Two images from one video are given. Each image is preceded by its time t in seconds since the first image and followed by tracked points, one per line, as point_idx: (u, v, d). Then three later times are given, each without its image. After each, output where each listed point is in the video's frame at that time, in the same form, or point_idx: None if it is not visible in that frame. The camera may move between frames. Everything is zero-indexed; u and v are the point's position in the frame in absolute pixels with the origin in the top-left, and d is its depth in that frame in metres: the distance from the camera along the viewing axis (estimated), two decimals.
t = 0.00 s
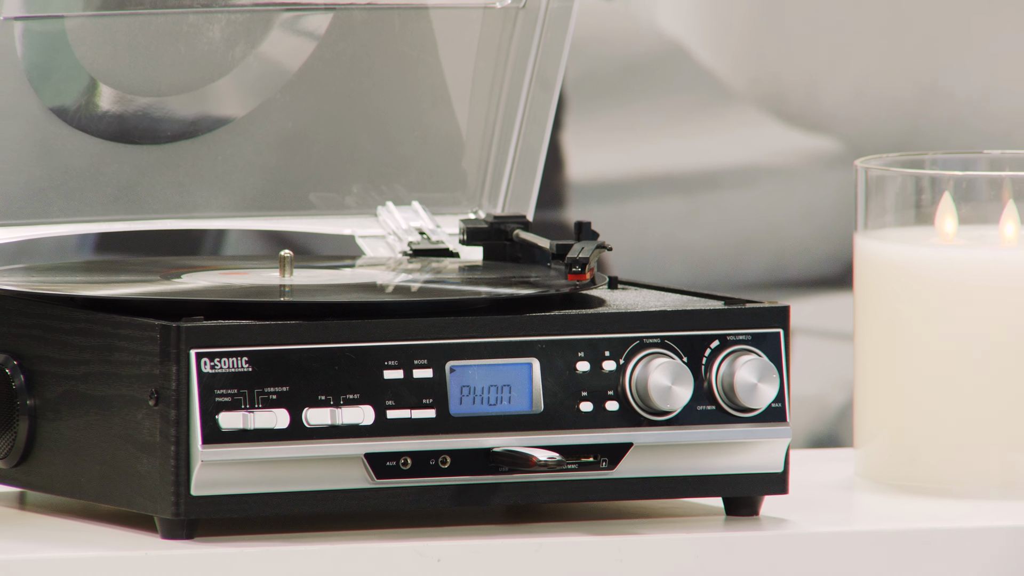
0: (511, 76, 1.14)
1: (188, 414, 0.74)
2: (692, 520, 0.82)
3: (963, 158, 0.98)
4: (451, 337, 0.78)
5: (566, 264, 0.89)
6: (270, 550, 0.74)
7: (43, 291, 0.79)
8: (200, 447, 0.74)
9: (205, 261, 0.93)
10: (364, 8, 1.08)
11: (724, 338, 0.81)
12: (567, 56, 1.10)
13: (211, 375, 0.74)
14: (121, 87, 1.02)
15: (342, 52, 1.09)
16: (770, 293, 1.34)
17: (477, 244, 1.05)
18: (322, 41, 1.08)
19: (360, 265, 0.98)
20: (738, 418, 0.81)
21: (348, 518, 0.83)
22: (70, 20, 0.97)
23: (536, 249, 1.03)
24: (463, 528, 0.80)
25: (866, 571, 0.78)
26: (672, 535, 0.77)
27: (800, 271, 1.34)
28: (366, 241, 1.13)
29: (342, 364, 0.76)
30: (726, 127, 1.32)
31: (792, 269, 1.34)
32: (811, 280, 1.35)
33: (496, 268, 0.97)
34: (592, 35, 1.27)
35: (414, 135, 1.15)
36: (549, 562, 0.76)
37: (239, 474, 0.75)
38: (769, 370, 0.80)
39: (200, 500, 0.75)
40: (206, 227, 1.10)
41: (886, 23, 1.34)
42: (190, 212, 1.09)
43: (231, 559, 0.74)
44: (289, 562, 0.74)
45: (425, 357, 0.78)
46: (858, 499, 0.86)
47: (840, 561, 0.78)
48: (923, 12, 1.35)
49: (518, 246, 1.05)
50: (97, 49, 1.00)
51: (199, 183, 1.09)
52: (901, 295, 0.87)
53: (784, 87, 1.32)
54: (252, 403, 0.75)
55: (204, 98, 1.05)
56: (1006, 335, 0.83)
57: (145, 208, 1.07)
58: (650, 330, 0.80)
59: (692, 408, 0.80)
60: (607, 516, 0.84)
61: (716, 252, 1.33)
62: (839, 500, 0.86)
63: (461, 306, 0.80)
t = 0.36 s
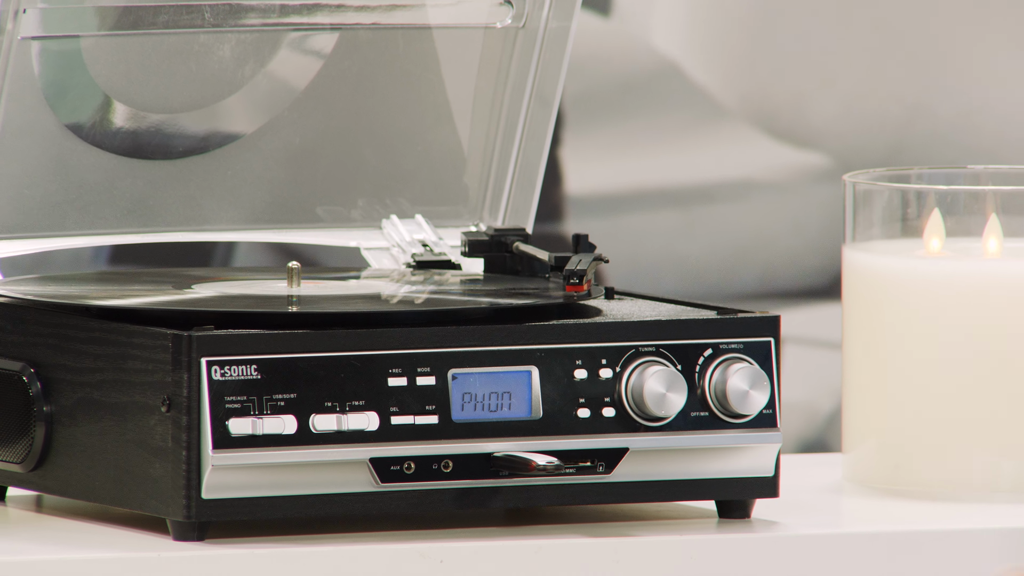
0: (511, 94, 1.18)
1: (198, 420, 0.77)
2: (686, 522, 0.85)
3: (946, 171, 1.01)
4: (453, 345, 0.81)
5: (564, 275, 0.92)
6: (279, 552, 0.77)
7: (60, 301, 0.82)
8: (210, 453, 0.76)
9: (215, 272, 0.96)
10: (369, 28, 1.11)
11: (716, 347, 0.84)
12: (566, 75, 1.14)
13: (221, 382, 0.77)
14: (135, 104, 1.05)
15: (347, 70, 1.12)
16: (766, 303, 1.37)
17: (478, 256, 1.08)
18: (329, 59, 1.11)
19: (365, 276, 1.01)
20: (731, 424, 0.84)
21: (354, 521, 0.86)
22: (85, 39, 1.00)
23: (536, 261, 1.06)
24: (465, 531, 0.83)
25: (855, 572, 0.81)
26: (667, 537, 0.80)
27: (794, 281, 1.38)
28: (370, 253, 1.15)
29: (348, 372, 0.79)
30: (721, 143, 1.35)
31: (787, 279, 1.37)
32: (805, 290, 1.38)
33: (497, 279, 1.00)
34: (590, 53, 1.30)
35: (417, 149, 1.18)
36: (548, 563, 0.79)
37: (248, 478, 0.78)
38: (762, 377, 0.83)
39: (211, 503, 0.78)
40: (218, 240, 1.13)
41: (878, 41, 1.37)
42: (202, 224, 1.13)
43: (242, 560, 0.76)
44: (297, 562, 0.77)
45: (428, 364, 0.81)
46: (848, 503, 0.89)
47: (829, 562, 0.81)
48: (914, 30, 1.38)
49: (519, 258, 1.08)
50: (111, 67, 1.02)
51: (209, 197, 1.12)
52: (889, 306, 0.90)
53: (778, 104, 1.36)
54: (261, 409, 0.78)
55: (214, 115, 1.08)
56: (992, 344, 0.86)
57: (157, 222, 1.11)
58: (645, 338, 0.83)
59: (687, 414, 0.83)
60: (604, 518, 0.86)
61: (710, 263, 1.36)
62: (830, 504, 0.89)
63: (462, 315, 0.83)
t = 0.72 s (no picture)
0: (512, 110, 1.21)
1: (209, 424, 0.79)
2: (680, 523, 0.88)
3: (932, 184, 1.04)
4: (455, 352, 0.84)
5: (563, 284, 0.94)
6: (287, 553, 0.80)
7: (75, 310, 0.85)
8: (220, 456, 0.79)
9: (224, 281, 0.99)
10: (374, 45, 1.14)
11: (710, 354, 0.87)
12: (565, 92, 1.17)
13: (231, 388, 0.80)
14: (148, 119, 1.08)
15: (353, 86, 1.15)
16: (760, 312, 1.40)
17: (480, 265, 1.12)
18: (336, 75, 1.14)
19: (369, 285, 1.04)
20: (724, 428, 0.87)
21: (357, 522, 0.88)
22: (100, 57, 1.03)
23: (535, 271, 1.09)
24: (466, 531, 0.85)
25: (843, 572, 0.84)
26: (663, 538, 0.83)
27: (788, 291, 1.41)
28: (375, 263, 1.19)
29: (354, 378, 0.82)
30: (716, 156, 1.38)
31: (781, 289, 1.40)
32: (799, 299, 1.41)
33: (497, 288, 1.03)
34: (588, 70, 1.34)
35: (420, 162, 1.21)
36: (547, 563, 0.81)
37: (256, 481, 0.81)
38: (752, 383, 0.86)
39: (220, 505, 0.80)
40: (227, 252, 1.16)
41: (869, 57, 1.40)
42: (212, 236, 1.15)
43: (250, 560, 0.79)
44: (304, 562, 0.80)
45: (431, 371, 0.83)
46: (838, 506, 0.92)
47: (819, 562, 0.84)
48: (903, 46, 1.41)
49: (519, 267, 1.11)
50: (124, 84, 1.05)
51: (219, 209, 1.15)
52: (878, 314, 0.92)
53: (769, 118, 1.39)
54: (269, 414, 0.80)
55: (224, 130, 1.11)
56: (977, 352, 0.89)
57: (169, 233, 1.14)
58: (641, 345, 0.86)
59: (681, 419, 0.86)
60: (600, 520, 0.89)
61: (706, 273, 1.39)
62: (820, 507, 0.92)
63: (464, 323, 0.86)
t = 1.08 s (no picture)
0: (512, 121, 1.24)
1: (219, 427, 0.82)
2: (674, 523, 0.91)
3: (918, 195, 1.08)
4: (457, 357, 0.87)
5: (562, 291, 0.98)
6: (294, 550, 0.82)
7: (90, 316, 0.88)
8: (230, 457, 0.82)
9: (234, 288, 1.02)
10: (379, 60, 1.17)
11: (703, 358, 0.90)
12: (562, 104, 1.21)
13: (241, 392, 0.82)
14: (160, 131, 1.11)
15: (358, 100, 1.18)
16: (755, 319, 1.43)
17: (480, 273, 1.15)
18: (342, 90, 1.17)
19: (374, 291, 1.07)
20: (717, 431, 0.90)
21: (362, 522, 0.91)
22: (114, 72, 1.06)
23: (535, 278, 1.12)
24: (466, 530, 0.88)
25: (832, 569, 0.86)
26: (658, 537, 0.85)
27: (782, 298, 1.44)
28: (380, 270, 1.22)
29: (359, 382, 0.85)
30: (712, 167, 1.41)
31: (775, 296, 1.43)
32: (793, 306, 1.44)
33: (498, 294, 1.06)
34: (586, 85, 1.37)
35: (423, 172, 1.24)
36: (545, 560, 0.84)
37: (264, 481, 0.83)
38: (744, 387, 0.89)
39: (229, 505, 0.83)
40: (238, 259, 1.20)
41: (861, 70, 1.44)
42: (222, 244, 1.18)
43: (259, 558, 0.82)
44: (310, 560, 0.82)
45: (433, 374, 0.86)
46: (828, 506, 0.95)
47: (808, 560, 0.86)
48: (895, 61, 1.44)
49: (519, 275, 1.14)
50: (138, 98, 1.08)
51: (229, 218, 1.18)
52: (867, 321, 0.95)
53: (764, 131, 1.42)
54: (277, 417, 0.83)
55: (234, 141, 1.14)
56: (963, 357, 0.92)
57: (182, 241, 1.17)
58: (637, 350, 0.89)
59: (675, 421, 0.89)
60: (597, 519, 0.92)
61: (702, 281, 1.42)
62: (811, 507, 0.95)
63: (465, 328, 0.89)
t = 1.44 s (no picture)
0: (512, 133, 1.27)
1: (229, 427, 0.85)
2: (669, 521, 0.94)
3: (906, 204, 1.11)
4: (459, 360, 0.90)
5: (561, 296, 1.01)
6: (301, 547, 0.85)
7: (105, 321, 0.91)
8: (240, 457, 0.85)
9: (243, 294, 1.05)
10: (384, 73, 1.21)
11: (697, 361, 0.93)
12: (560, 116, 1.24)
13: (250, 394, 0.85)
14: (172, 142, 1.14)
15: (363, 111, 1.22)
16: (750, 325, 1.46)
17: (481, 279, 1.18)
18: (348, 102, 1.20)
19: (379, 297, 1.10)
20: (710, 431, 0.93)
21: (365, 520, 0.94)
22: (128, 84, 1.09)
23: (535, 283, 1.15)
24: (468, 528, 0.91)
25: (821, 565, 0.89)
26: (655, 534, 0.88)
27: (777, 304, 1.47)
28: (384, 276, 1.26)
29: (364, 384, 0.88)
30: (709, 176, 1.44)
31: (770, 302, 1.47)
32: (788, 312, 1.47)
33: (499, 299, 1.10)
34: (584, 96, 1.40)
35: (426, 182, 1.27)
36: (544, 557, 0.87)
37: (272, 480, 0.86)
38: (736, 389, 0.92)
39: (239, 503, 0.86)
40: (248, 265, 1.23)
41: (855, 82, 1.47)
42: (232, 251, 1.22)
43: (268, 555, 0.84)
44: (317, 557, 0.85)
45: (436, 377, 0.89)
46: (819, 505, 0.97)
47: (799, 556, 0.89)
48: (887, 72, 1.48)
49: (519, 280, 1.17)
50: (150, 109, 1.12)
51: (237, 225, 1.21)
52: (856, 325, 0.98)
53: (759, 140, 1.45)
54: (285, 418, 0.86)
55: (243, 152, 1.18)
56: (949, 361, 0.95)
57: (192, 248, 1.20)
58: (633, 354, 0.92)
59: (670, 422, 0.92)
60: (594, 517, 0.95)
61: (699, 287, 1.45)
62: (802, 506, 0.98)
63: (467, 332, 0.92)
